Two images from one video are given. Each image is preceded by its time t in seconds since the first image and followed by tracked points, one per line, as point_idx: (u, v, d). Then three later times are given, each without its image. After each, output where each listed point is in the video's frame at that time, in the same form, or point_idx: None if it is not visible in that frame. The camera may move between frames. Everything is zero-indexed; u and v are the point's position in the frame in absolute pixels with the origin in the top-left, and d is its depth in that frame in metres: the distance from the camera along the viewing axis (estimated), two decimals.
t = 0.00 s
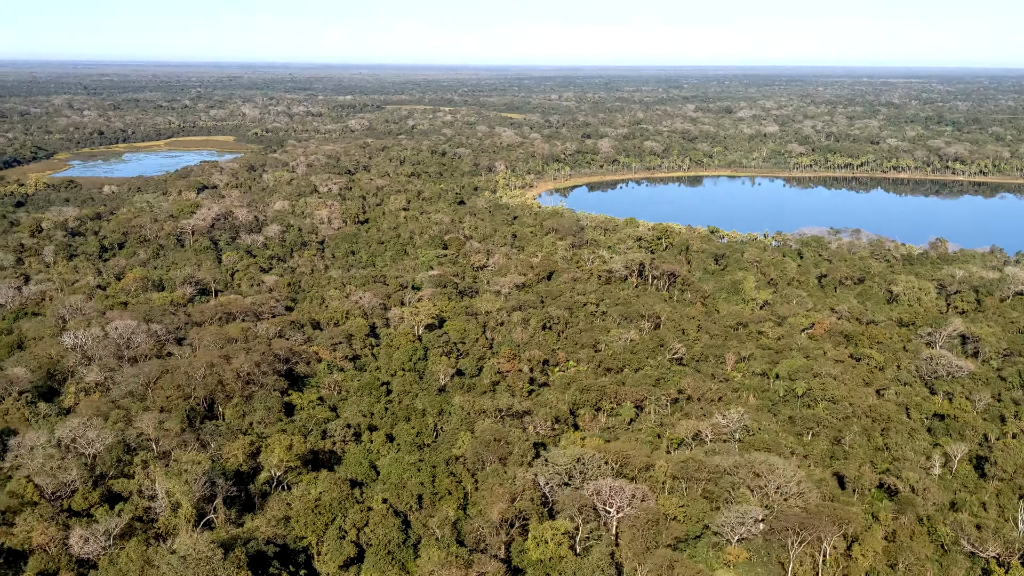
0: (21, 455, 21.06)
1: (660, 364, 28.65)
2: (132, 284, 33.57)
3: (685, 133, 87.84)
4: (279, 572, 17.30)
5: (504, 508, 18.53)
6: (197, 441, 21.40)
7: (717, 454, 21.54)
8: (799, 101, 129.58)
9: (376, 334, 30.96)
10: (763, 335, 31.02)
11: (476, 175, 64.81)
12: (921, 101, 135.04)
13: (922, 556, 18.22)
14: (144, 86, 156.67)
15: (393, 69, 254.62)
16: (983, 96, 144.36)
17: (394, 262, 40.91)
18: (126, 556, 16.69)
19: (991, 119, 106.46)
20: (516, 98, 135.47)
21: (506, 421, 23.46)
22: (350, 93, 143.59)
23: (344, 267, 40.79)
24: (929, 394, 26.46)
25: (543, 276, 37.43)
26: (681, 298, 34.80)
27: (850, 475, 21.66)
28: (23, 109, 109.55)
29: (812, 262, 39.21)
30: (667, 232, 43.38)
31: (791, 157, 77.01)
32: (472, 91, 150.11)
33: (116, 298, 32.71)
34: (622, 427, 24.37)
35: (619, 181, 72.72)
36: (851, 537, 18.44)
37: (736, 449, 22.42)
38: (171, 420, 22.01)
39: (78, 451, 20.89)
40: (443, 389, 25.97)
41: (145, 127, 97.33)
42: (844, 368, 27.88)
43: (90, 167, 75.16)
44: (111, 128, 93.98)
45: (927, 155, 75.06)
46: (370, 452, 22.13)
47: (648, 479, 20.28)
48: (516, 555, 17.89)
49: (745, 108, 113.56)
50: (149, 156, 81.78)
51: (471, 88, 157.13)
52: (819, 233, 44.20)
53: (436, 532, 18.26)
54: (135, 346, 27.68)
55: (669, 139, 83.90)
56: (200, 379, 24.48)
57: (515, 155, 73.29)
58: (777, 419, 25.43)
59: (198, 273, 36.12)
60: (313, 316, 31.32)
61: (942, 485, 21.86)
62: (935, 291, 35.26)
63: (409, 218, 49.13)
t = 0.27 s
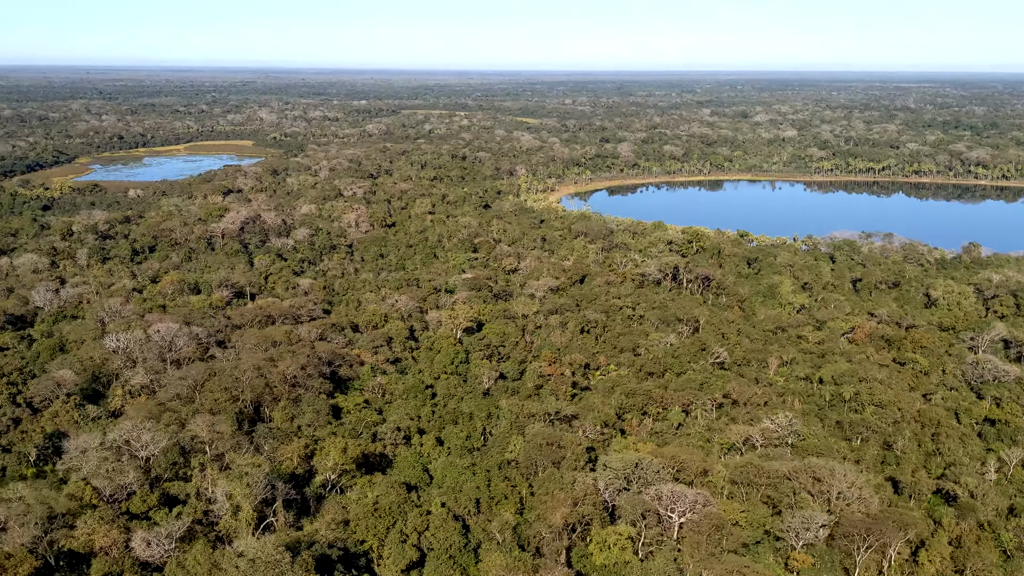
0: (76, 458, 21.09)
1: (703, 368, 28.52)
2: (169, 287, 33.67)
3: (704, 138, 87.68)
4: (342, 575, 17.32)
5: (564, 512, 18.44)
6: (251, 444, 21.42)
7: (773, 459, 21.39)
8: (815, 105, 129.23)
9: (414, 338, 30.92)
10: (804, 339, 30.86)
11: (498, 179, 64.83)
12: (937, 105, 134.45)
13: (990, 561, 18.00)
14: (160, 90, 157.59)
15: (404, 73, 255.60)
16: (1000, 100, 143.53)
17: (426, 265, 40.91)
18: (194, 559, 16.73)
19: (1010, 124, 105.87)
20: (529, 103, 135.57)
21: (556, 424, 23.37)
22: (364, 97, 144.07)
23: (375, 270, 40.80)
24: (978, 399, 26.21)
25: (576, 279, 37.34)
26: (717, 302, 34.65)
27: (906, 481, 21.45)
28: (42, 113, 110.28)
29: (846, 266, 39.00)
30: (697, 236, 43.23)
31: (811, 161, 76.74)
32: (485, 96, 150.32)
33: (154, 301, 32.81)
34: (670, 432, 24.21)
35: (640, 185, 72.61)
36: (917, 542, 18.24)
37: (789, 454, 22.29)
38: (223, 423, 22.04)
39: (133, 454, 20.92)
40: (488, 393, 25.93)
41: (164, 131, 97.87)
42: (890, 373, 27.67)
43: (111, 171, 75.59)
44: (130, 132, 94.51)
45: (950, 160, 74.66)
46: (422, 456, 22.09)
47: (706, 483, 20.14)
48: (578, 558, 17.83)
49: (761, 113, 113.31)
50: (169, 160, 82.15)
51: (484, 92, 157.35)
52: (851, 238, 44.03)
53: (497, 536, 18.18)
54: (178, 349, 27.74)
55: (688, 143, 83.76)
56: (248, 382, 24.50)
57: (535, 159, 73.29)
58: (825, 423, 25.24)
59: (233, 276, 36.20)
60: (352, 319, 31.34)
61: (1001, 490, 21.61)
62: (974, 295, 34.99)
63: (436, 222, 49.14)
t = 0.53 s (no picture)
0: (132, 459, 21.11)
1: (748, 372, 28.35)
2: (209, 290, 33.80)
3: (725, 141, 87.47)
4: None
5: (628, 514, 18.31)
6: (307, 447, 21.45)
7: (831, 463, 21.21)
8: (832, 109, 128.75)
9: (455, 341, 30.93)
10: (848, 343, 30.62)
11: (523, 183, 64.87)
12: (956, 109, 133.65)
13: None
14: (177, 96, 158.75)
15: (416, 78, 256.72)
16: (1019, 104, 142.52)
17: (459, 269, 40.93)
18: (264, 561, 16.72)
19: None
20: (545, 107, 135.69)
21: (609, 427, 23.26)
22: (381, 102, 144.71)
23: (409, 274, 40.87)
24: None
25: (612, 283, 37.23)
26: (756, 306, 34.47)
27: (967, 485, 21.19)
28: (63, 118, 111.24)
29: (883, 270, 38.75)
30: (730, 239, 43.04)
31: (835, 165, 76.40)
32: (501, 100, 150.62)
33: (194, 304, 32.93)
34: (721, 436, 24.07)
35: (663, 188, 72.42)
36: (988, 547, 17.94)
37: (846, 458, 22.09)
38: (278, 425, 22.07)
39: (191, 455, 20.97)
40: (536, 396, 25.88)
41: (185, 136, 98.57)
42: (939, 376, 27.42)
43: (136, 175, 76.08)
44: (152, 137, 95.20)
45: (975, 163, 74.13)
46: (476, 459, 22.05)
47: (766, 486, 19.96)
48: (643, 562, 17.67)
49: (779, 116, 112.98)
50: (192, 165, 82.68)
51: (499, 97, 157.66)
52: (885, 241, 43.76)
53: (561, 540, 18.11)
54: (224, 351, 27.84)
55: (709, 147, 83.57)
56: (298, 385, 24.55)
57: (558, 163, 73.31)
58: (877, 427, 25.01)
59: (271, 279, 36.33)
60: (393, 323, 31.38)
61: None
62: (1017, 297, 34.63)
63: (465, 226, 49.21)
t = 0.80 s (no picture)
0: (180, 458, 21.06)
1: (786, 372, 28.26)
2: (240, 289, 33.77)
3: (739, 141, 87.34)
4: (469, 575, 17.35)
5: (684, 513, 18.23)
6: (356, 447, 21.41)
7: (882, 463, 21.12)
8: (843, 109, 128.48)
9: (490, 341, 30.89)
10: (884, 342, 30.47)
11: (541, 182, 64.80)
12: (967, 109, 133.35)
13: None
14: (187, 95, 158.83)
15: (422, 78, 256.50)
16: None
17: (485, 268, 40.86)
18: (325, 560, 16.70)
19: None
20: (555, 107, 135.62)
21: (654, 427, 23.18)
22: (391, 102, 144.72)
23: (435, 273, 40.82)
24: None
25: (641, 283, 37.13)
26: (788, 306, 34.36)
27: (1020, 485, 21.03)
28: (75, 117, 111.31)
29: (912, 269, 38.59)
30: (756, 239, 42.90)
31: (851, 165, 76.25)
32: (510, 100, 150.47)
33: (226, 303, 32.92)
34: (766, 435, 23.96)
35: (679, 188, 72.22)
36: None
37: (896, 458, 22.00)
38: (324, 424, 22.04)
39: (240, 454, 20.93)
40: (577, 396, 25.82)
41: (198, 135, 98.60)
42: (980, 376, 27.29)
43: (151, 174, 76.11)
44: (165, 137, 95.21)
45: (993, 163, 73.91)
46: (524, 459, 22.00)
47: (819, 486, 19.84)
48: (701, 562, 17.55)
49: (791, 116, 112.82)
50: (206, 164, 82.73)
51: (508, 97, 157.58)
52: (912, 241, 43.57)
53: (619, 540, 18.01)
54: (262, 350, 27.80)
55: (723, 147, 83.44)
56: (341, 383, 24.48)
57: (574, 163, 73.22)
58: (921, 427, 24.89)
59: (300, 279, 36.29)
60: (427, 322, 31.33)
61: None
62: None
63: (488, 225, 49.14)
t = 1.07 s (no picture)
0: (226, 456, 20.92)
1: (822, 371, 28.17)
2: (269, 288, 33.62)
3: (750, 141, 87.26)
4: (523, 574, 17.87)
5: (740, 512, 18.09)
6: (402, 447, 21.33)
7: (930, 462, 21.03)
8: (850, 108, 128.45)
9: (521, 340, 30.76)
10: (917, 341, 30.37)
11: (555, 182, 64.71)
12: (974, 109, 133.36)
13: None
14: (192, 95, 158.50)
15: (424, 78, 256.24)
16: None
17: (509, 267, 40.75)
18: (385, 560, 16.58)
19: None
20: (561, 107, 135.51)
21: (698, 426, 23.07)
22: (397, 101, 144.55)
23: (459, 272, 40.70)
24: None
25: (668, 281, 37.03)
26: (818, 305, 34.26)
27: None
28: (83, 117, 110.95)
29: (938, 268, 38.49)
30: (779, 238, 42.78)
31: (863, 165, 76.22)
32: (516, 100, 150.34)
33: (255, 302, 32.78)
34: (809, 435, 23.82)
35: (692, 187, 72.05)
36: None
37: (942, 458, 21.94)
38: (369, 424, 21.93)
39: (286, 452, 20.80)
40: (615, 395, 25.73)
41: (208, 135, 98.38)
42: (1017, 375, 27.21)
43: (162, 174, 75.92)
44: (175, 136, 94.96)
45: (1006, 162, 73.86)
46: (570, 459, 21.94)
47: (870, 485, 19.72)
48: (758, 562, 17.17)
49: (799, 116, 112.79)
50: (217, 164, 82.52)
51: (513, 96, 157.44)
52: (935, 241, 43.47)
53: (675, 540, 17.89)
54: (296, 349, 27.67)
55: (735, 146, 83.36)
56: (380, 382, 24.36)
57: (587, 162, 73.11)
58: (962, 426, 24.77)
59: (326, 278, 36.15)
60: (458, 321, 31.19)
61: None
62: None
63: (507, 224, 49.04)
